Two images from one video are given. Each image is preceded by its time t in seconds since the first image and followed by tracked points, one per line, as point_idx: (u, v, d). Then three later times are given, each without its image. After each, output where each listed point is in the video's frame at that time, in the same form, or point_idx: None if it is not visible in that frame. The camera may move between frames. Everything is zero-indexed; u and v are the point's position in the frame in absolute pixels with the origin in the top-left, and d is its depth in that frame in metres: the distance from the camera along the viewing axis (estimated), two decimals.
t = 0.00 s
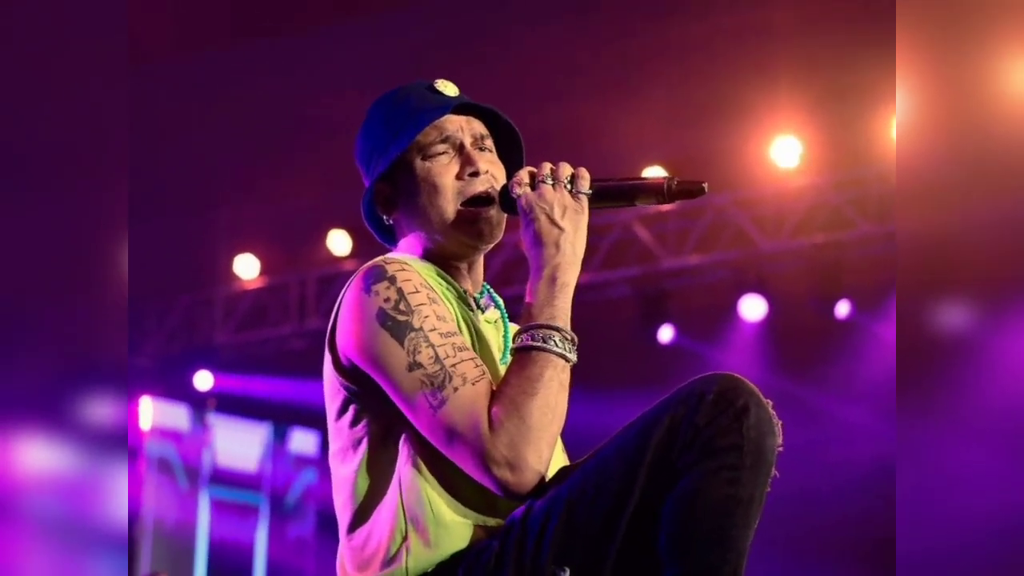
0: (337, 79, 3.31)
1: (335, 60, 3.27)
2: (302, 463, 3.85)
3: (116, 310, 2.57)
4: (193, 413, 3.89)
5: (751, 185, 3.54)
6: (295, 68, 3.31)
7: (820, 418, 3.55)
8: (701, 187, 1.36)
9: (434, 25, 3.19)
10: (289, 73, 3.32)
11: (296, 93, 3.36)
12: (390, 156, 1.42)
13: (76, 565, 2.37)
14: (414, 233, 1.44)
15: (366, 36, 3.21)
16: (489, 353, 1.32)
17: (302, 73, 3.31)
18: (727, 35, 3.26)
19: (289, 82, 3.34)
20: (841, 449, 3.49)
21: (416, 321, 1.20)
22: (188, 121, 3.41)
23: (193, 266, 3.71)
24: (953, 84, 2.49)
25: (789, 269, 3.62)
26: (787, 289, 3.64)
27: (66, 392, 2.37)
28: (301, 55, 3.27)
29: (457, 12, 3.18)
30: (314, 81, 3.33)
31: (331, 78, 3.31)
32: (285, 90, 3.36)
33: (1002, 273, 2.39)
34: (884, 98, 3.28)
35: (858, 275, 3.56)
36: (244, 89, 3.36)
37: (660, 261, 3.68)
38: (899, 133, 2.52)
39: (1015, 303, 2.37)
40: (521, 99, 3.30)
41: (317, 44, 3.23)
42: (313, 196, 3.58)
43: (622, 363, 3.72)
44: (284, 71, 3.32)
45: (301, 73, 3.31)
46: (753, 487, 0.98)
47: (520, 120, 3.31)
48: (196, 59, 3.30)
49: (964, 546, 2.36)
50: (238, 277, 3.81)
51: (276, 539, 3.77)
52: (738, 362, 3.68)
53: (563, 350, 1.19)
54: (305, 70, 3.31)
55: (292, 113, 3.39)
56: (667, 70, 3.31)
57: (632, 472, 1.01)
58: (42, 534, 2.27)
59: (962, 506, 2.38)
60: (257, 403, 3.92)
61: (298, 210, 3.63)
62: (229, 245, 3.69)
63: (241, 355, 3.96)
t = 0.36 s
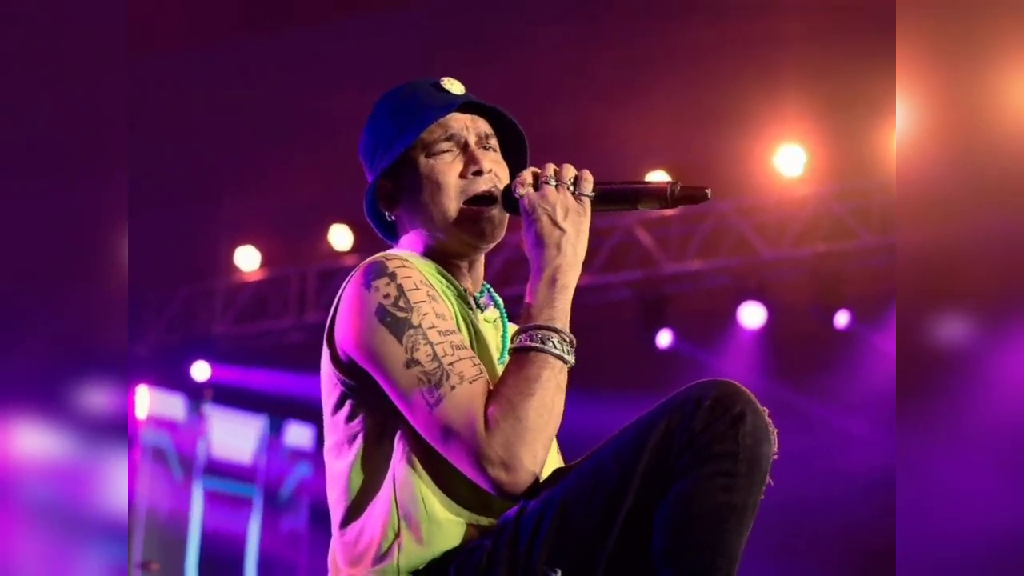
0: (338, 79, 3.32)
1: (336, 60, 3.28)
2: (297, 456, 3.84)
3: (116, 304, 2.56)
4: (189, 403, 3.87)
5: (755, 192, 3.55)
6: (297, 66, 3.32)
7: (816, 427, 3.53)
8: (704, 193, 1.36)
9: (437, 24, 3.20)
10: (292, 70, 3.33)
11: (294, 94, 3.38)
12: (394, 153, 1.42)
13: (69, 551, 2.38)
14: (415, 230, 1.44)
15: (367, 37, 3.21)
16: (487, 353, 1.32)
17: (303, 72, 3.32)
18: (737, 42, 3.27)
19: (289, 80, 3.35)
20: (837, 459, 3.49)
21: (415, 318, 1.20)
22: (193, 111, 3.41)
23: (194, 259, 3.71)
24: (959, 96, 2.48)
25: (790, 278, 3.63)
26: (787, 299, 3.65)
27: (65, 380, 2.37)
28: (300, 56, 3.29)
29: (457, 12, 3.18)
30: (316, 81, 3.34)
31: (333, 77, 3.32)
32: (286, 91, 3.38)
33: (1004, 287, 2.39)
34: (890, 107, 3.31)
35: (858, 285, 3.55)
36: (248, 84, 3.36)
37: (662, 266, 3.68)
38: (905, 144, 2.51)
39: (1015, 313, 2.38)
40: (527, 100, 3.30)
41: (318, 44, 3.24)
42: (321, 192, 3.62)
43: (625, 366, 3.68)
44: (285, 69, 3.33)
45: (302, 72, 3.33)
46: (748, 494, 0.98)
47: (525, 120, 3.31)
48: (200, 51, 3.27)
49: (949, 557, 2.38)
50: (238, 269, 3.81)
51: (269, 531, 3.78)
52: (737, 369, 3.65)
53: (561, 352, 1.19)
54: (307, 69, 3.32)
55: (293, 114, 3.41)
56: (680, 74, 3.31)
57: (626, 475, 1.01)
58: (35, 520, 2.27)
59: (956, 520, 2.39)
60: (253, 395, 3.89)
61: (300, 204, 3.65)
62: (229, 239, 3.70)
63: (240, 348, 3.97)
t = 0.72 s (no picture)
0: (338, 78, 3.33)
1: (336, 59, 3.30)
2: (310, 471, 3.81)
3: (117, 332, 2.52)
4: (199, 427, 3.86)
5: (747, 174, 3.54)
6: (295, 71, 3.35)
7: (824, 405, 3.51)
8: (696, 178, 1.36)
9: (429, 25, 3.23)
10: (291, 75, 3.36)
11: (296, 93, 3.38)
12: (385, 162, 1.42)
13: None
14: (411, 237, 1.44)
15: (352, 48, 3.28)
16: (491, 354, 1.32)
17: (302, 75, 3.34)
18: (717, 27, 3.30)
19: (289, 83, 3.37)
20: (847, 435, 3.48)
21: (417, 325, 1.20)
22: (182, 134, 3.41)
23: (193, 280, 3.69)
24: (943, 65, 2.49)
25: (789, 257, 3.61)
26: (786, 277, 3.61)
27: (71, 411, 2.37)
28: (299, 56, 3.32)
29: (457, 12, 3.22)
30: (315, 81, 3.35)
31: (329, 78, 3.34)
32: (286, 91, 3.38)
33: (1003, 252, 2.38)
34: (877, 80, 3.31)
35: (856, 261, 3.54)
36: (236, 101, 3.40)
37: (660, 256, 3.69)
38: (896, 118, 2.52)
39: (1015, 277, 2.37)
40: (514, 98, 3.30)
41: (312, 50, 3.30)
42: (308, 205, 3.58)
43: (624, 358, 3.69)
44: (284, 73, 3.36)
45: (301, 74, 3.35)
46: (761, 477, 0.98)
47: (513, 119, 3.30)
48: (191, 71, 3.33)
49: (969, 524, 2.36)
50: (238, 289, 3.79)
51: (286, 547, 3.77)
52: (740, 351, 3.60)
53: (566, 348, 1.19)
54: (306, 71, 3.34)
55: (293, 113, 3.40)
56: (662, 65, 3.34)
57: (639, 466, 1.01)
58: (49, 552, 2.29)
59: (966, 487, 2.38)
60: (262, 414, 3.89)
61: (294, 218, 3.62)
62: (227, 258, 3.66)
63: (244, 367, 3.96)
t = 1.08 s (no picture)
0: (338, 78, 3.34)
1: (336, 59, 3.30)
2: (293, 451, 3.83)
3: (115, 297, 2.58)
4: (187, 395, 3.90)
5: (759, 197, 3.53)
6: (300, 63, 3.34)
7: (814, 435, 3.54)
8: (706, 198, 1.36)
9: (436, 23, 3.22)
10: (295, 64, 3.35)
11: (296, 93, 3.39)
12: (397, 150, 1.42)
13: (61, 539, 2.37)
14: (417, 228, 1.44)
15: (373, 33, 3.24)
16: (486, 352, 1.32)
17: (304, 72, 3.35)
18: (744, 47, 3.29)
19: (292, 79, 3.37)
20: (832, 468, 3.49)
21: (414, 316, 1.20)
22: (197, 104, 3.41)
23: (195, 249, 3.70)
24: (963, 107, 2.48)
25: (791, 285, 3.62)
26: (785, 304, 3.63)
27: (61, 368, 2.36)
28: (302, 50, 3.31)
29: (458, 12, 3.20)
30: (315, 80, 3.36)
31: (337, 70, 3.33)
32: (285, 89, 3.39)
33: (1004, 300, 2.39)
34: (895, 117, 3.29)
35: (862, 295, 3.58)
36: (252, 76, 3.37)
37: (662, 270, 3.68)
38: (910, 153, 2.51)
39: (1015, 327, 2.38)
40: (532, 100, 3.30)
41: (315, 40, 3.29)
42: (320, 182, 3.59)
43: (623, 370, 3.71)
44: (290, 66, 3.35)
45: (302, 71, 3.36)
46: (742, 500, 0.98)
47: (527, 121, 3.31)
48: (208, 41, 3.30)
49: (947, 564, 2.38)
50: (238, 262, 3.79)
51: (263, 526, 3.78)
52: (736, 375, 3.65)
53: (560, 353, 1.19)
54: (308, 68, 3.35)
55: (294, 113, 3.42)
56: (684, 80, 3.32)
57: (621, 478, 1.01)
58: (26, 507, 2.26)
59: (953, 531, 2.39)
60: (253, 389, 3.90)
61: (301, 196, 3.63)
62: (229, 232, 3.69)
63: (240, 342, 3.91)
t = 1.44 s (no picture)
0: (337, 78, 3.34)
1: (335, 59, 3.31)
2: (310, 472, 3.82)
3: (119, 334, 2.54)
4: (199, 426, 3.86)
5: (747, 173, 3.54)
6: (295, 68, 3.35)
7: (825, 404, 3.51)
8: (696, 178, 1.37)
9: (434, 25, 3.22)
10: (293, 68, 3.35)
11: (295, 94, 3.39)
12: (385, 162, 1.42)
13: None
14: (411, 237, 1.44)
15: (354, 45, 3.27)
16: (492, 355, 1.32)
17: (302, 74, 3.35)
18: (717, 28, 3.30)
19: (291, 81, 3.37)
20: (845, 436, 3.49)
21: (417, 325, 1.20)
22: (182, 134, 3.41)
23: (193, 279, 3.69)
24: (943, 64, 2.49)
25: (788, 256, 3.60)
26: (786, 277, 3.61)
27: (72, 412, 2.37)
28: (300, 54, 3.32)
29: (457, 12, 3.22)
30: (314, 81, 3.36)
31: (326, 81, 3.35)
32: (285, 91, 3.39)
33: (1002, 252, 2.38)
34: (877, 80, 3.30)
35: (855, 260, 3.54)
36: (233, 100, 3.40)
37: (659, 255, 3.71)
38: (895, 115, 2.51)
39: (1015, 279, 2.37)
40: (514, 98, 3.30)
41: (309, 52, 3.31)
42: (320, 203, 3.56)
43: (629, 359, 3.70)
44: (284, 72, 3.36)
45: (301, 73, 3.35)
46: (762, 476, 0.98)
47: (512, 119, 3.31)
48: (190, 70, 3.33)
49: (969, 524, 2.36)
50: (238, 289, 3.81)
51: (286, 548, 3.76)
52: (743, 353, 3.61)
53: (566, 348, 1.19)
54: (306, 71, 3.35)
55: (293, 113, 3.41)
56: (664, 62, 3.32)
57: (639, 466, 1.01)
58: (49, 552, 2.28)
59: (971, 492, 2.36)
60: (261, 414, 3.90)
61: (297, 219, 3.61)
62: (227, 260, 3.67)
63: (245, 367, 3.99)
